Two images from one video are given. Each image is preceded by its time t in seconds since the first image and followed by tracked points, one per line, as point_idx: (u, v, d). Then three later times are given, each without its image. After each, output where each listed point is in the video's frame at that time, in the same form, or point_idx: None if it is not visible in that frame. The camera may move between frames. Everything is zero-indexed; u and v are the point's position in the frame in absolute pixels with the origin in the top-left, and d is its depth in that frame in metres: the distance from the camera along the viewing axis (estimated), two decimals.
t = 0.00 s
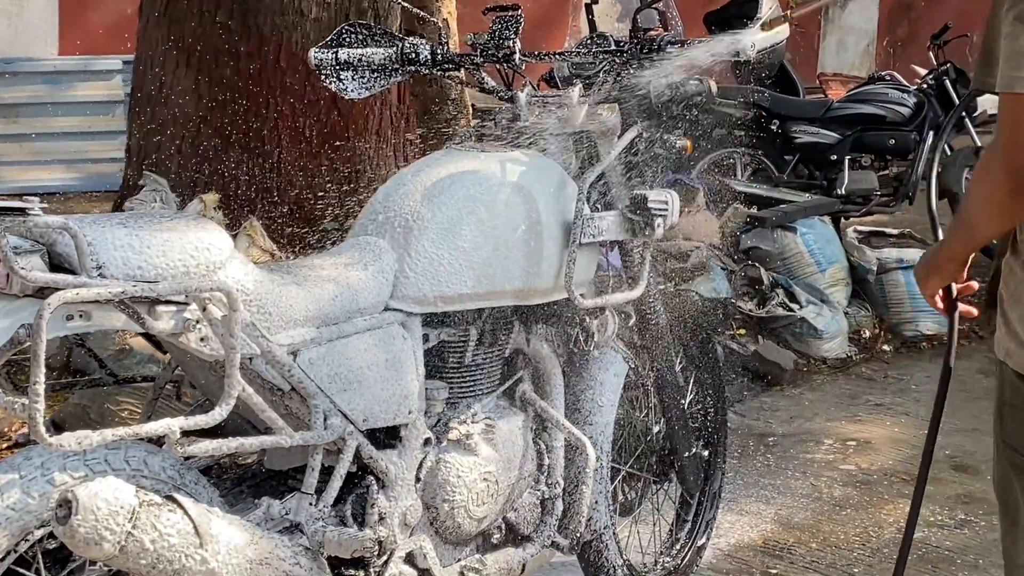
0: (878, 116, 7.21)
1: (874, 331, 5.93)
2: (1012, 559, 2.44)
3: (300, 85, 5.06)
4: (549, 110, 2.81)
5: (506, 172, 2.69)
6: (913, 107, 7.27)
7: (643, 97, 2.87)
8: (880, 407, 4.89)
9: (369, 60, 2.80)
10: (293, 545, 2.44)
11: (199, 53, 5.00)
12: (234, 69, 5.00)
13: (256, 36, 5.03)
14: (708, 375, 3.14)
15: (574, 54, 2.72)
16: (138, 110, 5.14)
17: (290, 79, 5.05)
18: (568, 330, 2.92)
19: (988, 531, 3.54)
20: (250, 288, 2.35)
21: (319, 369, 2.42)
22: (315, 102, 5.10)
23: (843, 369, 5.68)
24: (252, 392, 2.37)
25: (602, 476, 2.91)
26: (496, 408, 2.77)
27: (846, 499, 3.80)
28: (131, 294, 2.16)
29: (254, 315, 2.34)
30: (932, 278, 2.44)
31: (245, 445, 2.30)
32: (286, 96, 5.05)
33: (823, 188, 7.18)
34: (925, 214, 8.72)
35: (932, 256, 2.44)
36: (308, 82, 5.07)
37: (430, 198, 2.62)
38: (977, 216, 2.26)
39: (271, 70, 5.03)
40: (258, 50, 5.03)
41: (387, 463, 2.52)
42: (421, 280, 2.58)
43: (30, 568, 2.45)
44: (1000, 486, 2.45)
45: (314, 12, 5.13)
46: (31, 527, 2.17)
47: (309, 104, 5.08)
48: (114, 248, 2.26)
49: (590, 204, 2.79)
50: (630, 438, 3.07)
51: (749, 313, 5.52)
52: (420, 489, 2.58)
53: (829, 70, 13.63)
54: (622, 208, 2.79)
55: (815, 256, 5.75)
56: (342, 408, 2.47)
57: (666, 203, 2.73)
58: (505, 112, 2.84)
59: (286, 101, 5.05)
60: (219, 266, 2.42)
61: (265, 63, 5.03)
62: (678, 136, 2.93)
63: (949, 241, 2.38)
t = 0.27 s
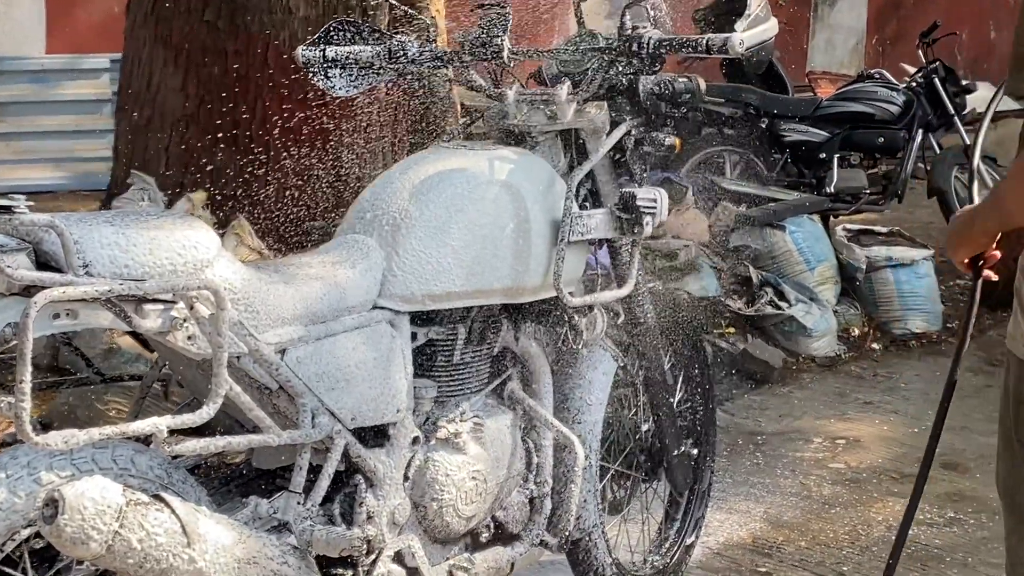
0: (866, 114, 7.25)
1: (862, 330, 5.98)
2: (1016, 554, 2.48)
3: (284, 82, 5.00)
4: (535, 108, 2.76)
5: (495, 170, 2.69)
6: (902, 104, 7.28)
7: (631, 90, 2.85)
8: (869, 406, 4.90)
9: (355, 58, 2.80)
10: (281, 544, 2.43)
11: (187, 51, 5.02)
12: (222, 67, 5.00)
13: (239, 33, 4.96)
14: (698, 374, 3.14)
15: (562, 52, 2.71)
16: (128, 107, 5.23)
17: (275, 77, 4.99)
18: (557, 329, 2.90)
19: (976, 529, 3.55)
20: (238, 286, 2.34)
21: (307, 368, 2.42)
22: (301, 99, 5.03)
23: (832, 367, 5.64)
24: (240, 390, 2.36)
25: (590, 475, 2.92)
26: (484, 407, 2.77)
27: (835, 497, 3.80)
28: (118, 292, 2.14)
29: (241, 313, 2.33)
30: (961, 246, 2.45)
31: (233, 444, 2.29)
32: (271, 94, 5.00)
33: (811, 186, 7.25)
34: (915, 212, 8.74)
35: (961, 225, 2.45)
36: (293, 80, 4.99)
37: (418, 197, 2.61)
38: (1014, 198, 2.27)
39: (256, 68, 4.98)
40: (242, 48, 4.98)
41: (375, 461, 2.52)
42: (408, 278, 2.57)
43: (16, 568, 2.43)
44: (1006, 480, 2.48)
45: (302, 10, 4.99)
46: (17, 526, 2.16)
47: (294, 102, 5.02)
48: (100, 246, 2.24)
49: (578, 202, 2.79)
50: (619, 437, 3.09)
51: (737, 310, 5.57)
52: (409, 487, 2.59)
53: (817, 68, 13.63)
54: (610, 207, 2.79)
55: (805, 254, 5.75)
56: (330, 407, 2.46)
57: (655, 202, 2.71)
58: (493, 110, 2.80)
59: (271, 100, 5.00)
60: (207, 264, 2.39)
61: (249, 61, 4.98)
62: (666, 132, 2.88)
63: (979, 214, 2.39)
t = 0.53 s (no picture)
0: (855, 114, 7.29)
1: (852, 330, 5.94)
2: (1016, 552, 2.61)
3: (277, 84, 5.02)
4: (524, 108, 2.77)
5: (484, 170, 2.70)
6: (891, 104, 7.30)
7: (620, 89, 2.80)
8: (860, 405, 4.91)
9: (346, 58, 2.81)
10: (271, 544, 2.43)
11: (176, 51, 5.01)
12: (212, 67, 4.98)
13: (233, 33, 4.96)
14: (687, 373, 3.15)
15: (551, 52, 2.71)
16: (117, 106, 5.21)
17: (267, 78, 5.00)
18: (547, 329, 2.90)
19: (966, 528, 3.57)
20: (227, 286, 2.34)
21: (297, 368, 2.42)
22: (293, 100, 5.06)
23: (822, 366, 5.59)
24: (230, 391, 2.36)
25: (580, 474, 2.93)
26: (474, 407, 2.77)
27: (826, 497, 3.81)
28: (108, 292, 2.13)
29: (231, 313, 2.33)
30: (984, 226, 2.64)
31: (223, 445, 2.29)
32: (263, 95, 5.01)
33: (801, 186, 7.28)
34: (906, 212, 8.75)
35: (984, 206, 2.65)
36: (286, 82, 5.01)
37: (408, 197, 2.61)
38: None
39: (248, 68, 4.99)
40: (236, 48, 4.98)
41: (365, 462, 2.52)
42: (398, 277, 2.57)
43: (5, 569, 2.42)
44: (1010, 482, 2.61)
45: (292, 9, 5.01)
46: (6, 527, 2.16)
47: (286, 104, 5.05)
48: (90, 246, 2.23)
49: (568, 202, 2.80)
50: (608, 436, 3.11)
51: (727, 310, 5.56)
52: (399, 488, 2.59)
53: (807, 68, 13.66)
54: (600, 207, 2.80)
55: (794, 254, 5.76)
56: (320, 407, 2.46)
57: (644, 203, 2.72)
58: (483, 111, 2.83)
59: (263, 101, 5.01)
60: (197, 264, 2.39)
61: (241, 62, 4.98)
62: (655, 133, 2.83)
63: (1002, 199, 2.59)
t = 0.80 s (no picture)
0: (847, 114, 7.24)
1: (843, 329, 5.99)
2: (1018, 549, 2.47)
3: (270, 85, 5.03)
4: (517, 107, 2.78)
5: (476, 170, 2.70)
6: (883, 104, 7.24)
7: (612, 89, 2.80)
8: (851, 404, 4.92)
9: (337, 57, 2.81)
10: (262, 544, 2.42)
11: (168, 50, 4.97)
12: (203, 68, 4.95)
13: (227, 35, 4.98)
14: (679, 373, 3.16)
15: (543, 52, 2.72)
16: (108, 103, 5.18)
17: (261, 80, 5.01)
18: (538, 328, 2.90)
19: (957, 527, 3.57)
20: (218, 285, 2.34)
21: (288, 368, 2.42)
22: (285, 102, 5.09)
23: (812, 366, 5.57)
24: (221, 390, 2.36)
25: (571, 473, 2.93)
26: (466, 407, 2.77)
27: (817, 496, 3.82)
28: (98, 292, 2.13)
29: (222, 312, 2.33)
30: (996, 228, 2.47)
31: (214, 444, 2.29)
32: (256, 96, 5.02)
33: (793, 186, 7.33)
34: (899, 211, 8.77)
35: (994, 207, 2.48)
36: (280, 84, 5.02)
37: (399, 196, 2.61)
38: None
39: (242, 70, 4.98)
40: (229, 50, 4.98)
41: (356, 461, 2.52)
42: (389, 276, 2.57)
43: None
44: (1010, 474, 2.47)
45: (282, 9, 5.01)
46: None
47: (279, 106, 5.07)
48: (81, 245, 2.22)
49: (559, 201, 2.80)
50: (600, 435, 3.09)
51: (719, 309, 5.55)
52: (390, 487, 2.59)
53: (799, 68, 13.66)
54: (592, 206, 2.80)
55: (786, 253, 5.73)
56: (311, 406, 2.46)
57: (636, 201, 2.73)
58: (475, 110, 2.81)
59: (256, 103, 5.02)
60: (188, 263, 2.38)
61: (235, 64, 4.97)
62: (647, 131, 2.85)
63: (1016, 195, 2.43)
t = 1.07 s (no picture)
0: (841, 114, 7.28)
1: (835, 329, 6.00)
2: (1016, 549, 2.45)
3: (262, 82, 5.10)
4: (509, 107, 2.77)
5: (467, 169, 2.69)
6: (876, 104, 7.26)
7: (603, 89, 2.82)
8: (844, 403, 4.93)
9: (329, 56, 2.81)
10: (252, 544, 2.42)
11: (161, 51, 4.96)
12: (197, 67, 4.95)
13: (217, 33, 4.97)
14: (670, 373, 3.16)
15: (534, 51, 2.72)
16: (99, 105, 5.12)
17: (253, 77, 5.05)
18: (530, 328, 2.90)
19: (949, 526, 3.57)
20: (209, 285, 2.33)
21: (280, 368, 2.41)
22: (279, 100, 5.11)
23: (805, 365, 5.56)
24: (212, 390, 2.36)
25: (563, 473, 2.93)
26: (458, 407, 2.77)
27: (809, 495, 3.82)
28: (88, 292, 2.12)
29: (212, 313, 2.32)
30: (1002, 233, 2.38)
31: (205, 444, 2.29)
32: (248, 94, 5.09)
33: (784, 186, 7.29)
34: (893, 211, 8.77)
35: (999, 211, 2.39)
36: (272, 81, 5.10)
37: (391, 196, 2.61)
38: None
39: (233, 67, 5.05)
40: (220, 47, 5.01)
41: (348, 461, 2.52)
42: (380, 276, 2.57)
43: None
44: (1009, 472, 2.45)
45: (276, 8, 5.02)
46: None
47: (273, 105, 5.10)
48: (71, 245, 2.21)
49: (551, 201, 2.80)
50: (592, 435, 3.08)
51: (711, 309, 5.54)
52: (382, 487, 2.59)
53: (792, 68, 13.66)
54: (584, 206, 2.79)
55: (778, 253, 5.76)
56: (302, 407, 2.46)
57: (627, 202, 2.72)
58: (467, 110, 2.81)
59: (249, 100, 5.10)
60: (178, 263, 2.36)
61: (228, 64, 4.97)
62: (638, 131, 2.86)
63: None
